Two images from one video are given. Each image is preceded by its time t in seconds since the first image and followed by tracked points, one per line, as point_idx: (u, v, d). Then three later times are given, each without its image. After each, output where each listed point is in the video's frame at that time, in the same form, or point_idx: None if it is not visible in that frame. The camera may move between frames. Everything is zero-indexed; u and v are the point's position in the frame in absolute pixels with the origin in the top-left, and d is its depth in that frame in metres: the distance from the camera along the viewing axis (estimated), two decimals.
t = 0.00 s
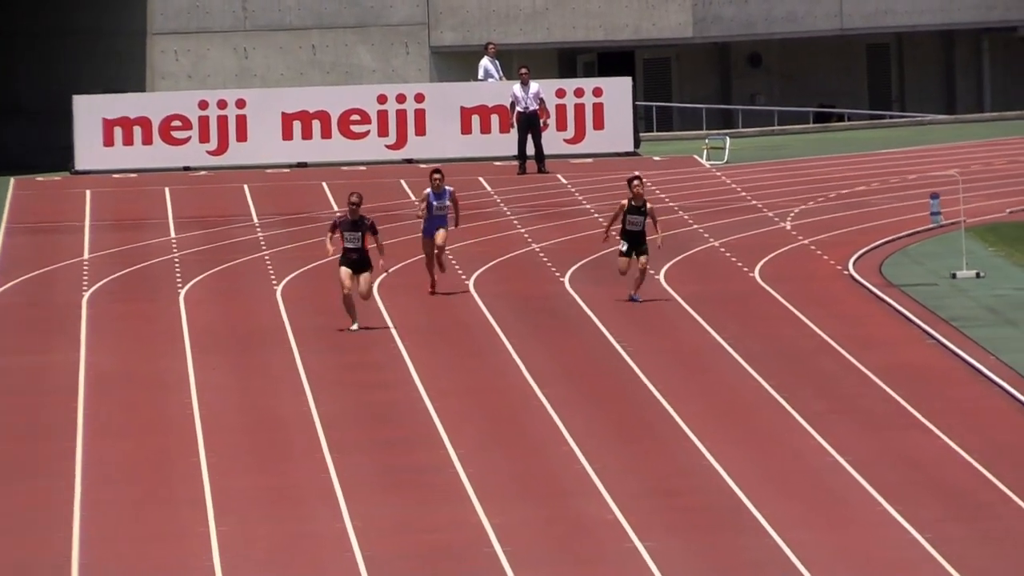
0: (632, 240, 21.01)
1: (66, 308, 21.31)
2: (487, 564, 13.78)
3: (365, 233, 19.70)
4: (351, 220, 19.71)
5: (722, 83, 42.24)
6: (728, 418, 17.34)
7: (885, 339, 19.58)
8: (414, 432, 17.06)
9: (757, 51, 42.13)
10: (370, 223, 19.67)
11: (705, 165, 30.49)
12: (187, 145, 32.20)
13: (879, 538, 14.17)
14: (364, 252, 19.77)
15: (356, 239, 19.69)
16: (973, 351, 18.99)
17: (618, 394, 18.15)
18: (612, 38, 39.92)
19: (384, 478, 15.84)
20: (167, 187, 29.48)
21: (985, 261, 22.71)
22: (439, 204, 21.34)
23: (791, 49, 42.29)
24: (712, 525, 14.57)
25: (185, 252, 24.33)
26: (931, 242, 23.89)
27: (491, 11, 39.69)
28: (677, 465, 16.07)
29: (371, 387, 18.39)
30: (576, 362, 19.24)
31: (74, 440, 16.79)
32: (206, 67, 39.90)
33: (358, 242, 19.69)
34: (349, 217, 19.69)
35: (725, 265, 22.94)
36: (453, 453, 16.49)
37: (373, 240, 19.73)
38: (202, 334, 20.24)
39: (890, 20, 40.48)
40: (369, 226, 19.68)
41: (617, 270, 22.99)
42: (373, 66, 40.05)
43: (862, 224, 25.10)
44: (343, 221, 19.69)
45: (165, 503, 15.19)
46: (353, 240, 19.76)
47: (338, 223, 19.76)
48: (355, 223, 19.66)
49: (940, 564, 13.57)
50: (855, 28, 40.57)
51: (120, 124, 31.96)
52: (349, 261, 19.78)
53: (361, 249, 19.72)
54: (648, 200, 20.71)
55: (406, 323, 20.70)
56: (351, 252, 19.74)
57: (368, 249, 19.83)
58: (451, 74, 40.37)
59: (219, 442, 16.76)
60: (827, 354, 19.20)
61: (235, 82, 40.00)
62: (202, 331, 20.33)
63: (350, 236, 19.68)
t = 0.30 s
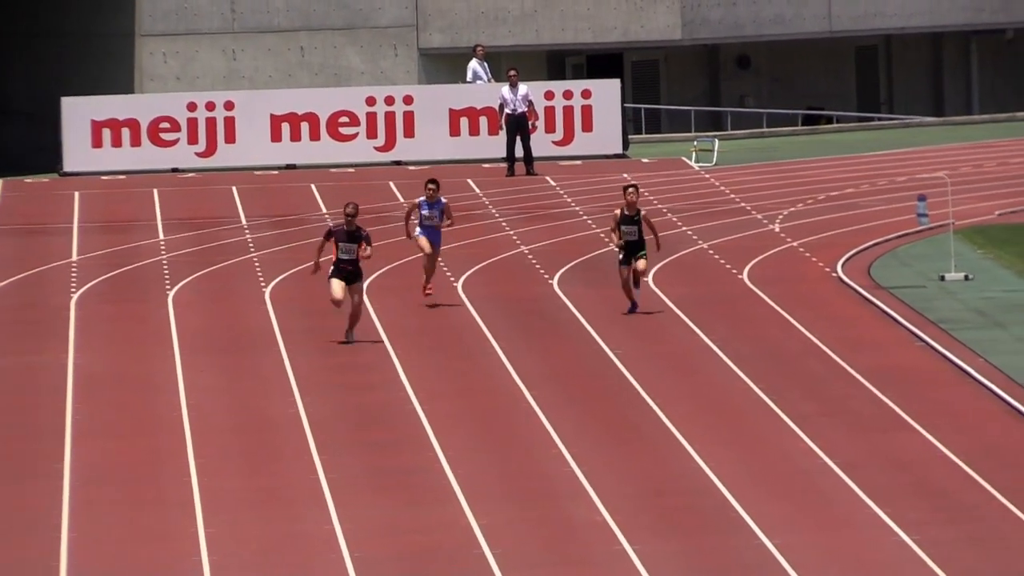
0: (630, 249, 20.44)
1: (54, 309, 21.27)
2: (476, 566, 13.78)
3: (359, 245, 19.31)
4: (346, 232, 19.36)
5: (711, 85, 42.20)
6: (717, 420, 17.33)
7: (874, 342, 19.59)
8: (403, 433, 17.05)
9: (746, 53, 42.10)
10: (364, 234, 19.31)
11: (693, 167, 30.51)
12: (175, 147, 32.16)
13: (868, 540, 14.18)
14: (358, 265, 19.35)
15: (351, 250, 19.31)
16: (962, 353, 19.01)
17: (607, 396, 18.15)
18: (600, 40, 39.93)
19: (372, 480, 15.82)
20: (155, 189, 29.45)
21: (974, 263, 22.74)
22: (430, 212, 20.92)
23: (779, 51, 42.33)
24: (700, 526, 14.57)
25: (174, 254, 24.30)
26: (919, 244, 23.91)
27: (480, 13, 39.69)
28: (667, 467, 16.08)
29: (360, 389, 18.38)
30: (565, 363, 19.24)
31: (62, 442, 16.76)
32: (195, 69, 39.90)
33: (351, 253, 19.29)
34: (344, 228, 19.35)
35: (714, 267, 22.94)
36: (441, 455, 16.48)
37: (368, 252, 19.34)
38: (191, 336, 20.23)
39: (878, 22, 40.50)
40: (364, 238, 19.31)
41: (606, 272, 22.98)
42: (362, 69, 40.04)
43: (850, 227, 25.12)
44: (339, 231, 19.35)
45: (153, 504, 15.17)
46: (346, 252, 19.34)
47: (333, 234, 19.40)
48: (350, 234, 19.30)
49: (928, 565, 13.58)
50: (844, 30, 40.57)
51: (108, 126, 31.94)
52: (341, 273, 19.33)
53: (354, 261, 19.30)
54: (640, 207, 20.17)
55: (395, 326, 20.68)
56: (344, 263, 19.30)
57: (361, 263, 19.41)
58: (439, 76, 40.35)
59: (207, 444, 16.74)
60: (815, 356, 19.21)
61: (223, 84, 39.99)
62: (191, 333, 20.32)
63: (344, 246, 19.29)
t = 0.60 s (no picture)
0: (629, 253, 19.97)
1: (45, 305, 21.24)
2: (469, 562, 13.77)
3: (357, 246, 18.70)
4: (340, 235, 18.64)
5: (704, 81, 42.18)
6: (708, 416, 17.35)
7: (866, 339, 19.60)
8: (394, 429, 17.05)
9: (740, 50, 42.06)
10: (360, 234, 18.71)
11: (686, 164, 30.51)
12: (168, 142, 32.08)
13: (862, 537, 14.18)
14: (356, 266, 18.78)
15: (349, 253, 18.68)
16: (954, 350, 19.02)
17: (598, 391, 18.16)
18: (594, 36, 39.94)
19: (365, 476, 15.81)
20: (148, 185, 29.42)
21: (966, 260, 22.76)
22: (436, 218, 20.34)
23: (772, 48, 42.38)
24: (693, 523, 14.57)
25: (166, 250, 24.27)
26: (912, 240, 23.92)
27: (473, 9, 39.59)
28: (660, 463, 16.08)
29: (352, 385, 18.38)
30: (557, 360, 19.25)
31: (54, 437, 16.73)
32: (187, 64, 39.88)
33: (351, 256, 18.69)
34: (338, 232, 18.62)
35: (706, 264, 22.96)
36: (433, 451, 16.48)
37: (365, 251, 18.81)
38: (183, 331, 20.20)
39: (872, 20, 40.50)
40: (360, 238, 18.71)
41: (598, 268, 22.97)
42: (355, 64, 40.06)
43: (843, 223, 25.14)
44: (334, 236, 18.61)
45: (145, 501, 15.15)
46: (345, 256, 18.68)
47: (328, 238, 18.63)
48: (347, 237, 18.62)
49: (922, 562, 13.58)
50: (838, 27, 40.58)
51: (100, 121, 31.89)
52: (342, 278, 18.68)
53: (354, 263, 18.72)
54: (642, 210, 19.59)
55: (387, 322, 20.66)
56: (344, 268, 18.67)
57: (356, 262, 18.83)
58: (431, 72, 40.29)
59: (200, 440, 16.72)
60: (807, 352, 19.23)
61: (216, 80, 39.93)
62: (183, 329, 20.29)
63: (343, 250, 18.62)
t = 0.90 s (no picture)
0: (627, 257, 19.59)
1: (31, 298, 21.19)
2: (455, 556, 13.75)
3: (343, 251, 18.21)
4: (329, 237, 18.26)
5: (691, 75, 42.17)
6: (695, 410, 17.35)
7: (853, 333, 19.60)
8: (381, 423, 17.04)
9: (727, 44, 42.08)
10: (349, 239, 18.17)
11: (673, 157, 30.51)
12: (153, 135, 32.00)
13: (847, 531, 14.19)
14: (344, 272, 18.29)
15: (334, 257, 18.22)
16: (940, 345, 19.04)
17: (585, 385, 18.16)
18: (581, 30, 39.77)
19: (351, 470, 15.79)
20: (134, 177, 29.36)
21: (953, 255, 22.78)
22: (427, 224, 19.71)
23: (759, 42, 42.39)
24: (679, 516, 14.58)
25: (153, 243, 24.22)
26: (898, 235, 23.93)
27: (459, 4, 39.61)
28: (646, 457, 16.07)
29: (338, 378, 18.37)
30: (543, 354, 19.24)
31: (40, 430, 16.70)
32: (174, 57, 39.74)
33: (335, 260, 18.24)
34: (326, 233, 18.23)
35: (692, 258, 22.96)
36: (419, 444, 16.47)
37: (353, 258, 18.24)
38: (169, 325, 20.17)
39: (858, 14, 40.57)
40: (348, 243, 18.19)
41: (585, 262, 22.96)
42: (342, 58, 39.99)
43: (829, 218, 25.13)
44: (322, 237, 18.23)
45: (131, 494, 15.12)
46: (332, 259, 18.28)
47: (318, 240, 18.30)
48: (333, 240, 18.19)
49: (907, 556, 13.59)
50: (825, 21, 40.57)
51: (86, 113, 31.79)
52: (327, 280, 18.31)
53: (339, 268, 18.24)
54: (646, 218, 19.19)
55: (373, 315, 20.63)
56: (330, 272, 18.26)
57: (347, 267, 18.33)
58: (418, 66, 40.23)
59: (186, 433, 16.69)
60: (793, 346, 19.24)
61: (202, 72, 39.84)
62: (169, 322, 20.26)
63: (326, 253, 18.22)
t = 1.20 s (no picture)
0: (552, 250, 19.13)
1: None
2: (364, 540, 13.67)
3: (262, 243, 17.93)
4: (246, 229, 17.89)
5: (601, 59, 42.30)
6: (606, 394, 17.35)
7: (762, 317, 19.68)
8: (289, 407, 16.91)
9: (637, 27, 42.23)
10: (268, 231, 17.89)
11: (582, 140, 30.50)
12: (60, 118, 31.66)
13: (757, 514, 14.25)
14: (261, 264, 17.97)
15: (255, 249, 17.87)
16: (850, 328, 19.14)
17: (496, 370, 18.11)
18: (489, 12, 39.69)
19: (259, 455, 15.66)
20: (39, 159, 29.01)
21: (862, 238, 22.91)
22: (350, 217, 19.19)
23: (669, 25, 42.53)
24: (591, 501, 14.57)
25: (59, 225, 23.92)
26: (807, 218, 24.06)
27: None
28: (557, 442, 16.05)
29: (246, 362, 18.21)
30: (453, 338, 19.17)
31: None
32: (80, 40, 39.29)
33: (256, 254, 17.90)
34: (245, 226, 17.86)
35: (601, 241, 22.98)
36: (328, 428, 16.36)
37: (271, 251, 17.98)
38: (76, 308, 19.93)
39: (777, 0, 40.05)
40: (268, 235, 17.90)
41: (495, 245, 22.90)
42: (251, 41, 39.69)
43: (738, 201, 25.22)
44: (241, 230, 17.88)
45: (35, 479, 14.91)
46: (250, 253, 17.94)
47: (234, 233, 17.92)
48: (253, 232, 17.84)
49: (814, 539, 13.67)
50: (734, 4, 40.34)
51: None
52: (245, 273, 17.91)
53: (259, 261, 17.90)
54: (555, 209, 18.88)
55: (281, 299, 20.48)
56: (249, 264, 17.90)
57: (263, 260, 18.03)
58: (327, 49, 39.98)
59: (91, 417, 16.48)
60: (702, 330, 19.29)
61: (109, 55, 39.29)
62: (76, 305, 20.02)
63: (248, 246, 17.87)
